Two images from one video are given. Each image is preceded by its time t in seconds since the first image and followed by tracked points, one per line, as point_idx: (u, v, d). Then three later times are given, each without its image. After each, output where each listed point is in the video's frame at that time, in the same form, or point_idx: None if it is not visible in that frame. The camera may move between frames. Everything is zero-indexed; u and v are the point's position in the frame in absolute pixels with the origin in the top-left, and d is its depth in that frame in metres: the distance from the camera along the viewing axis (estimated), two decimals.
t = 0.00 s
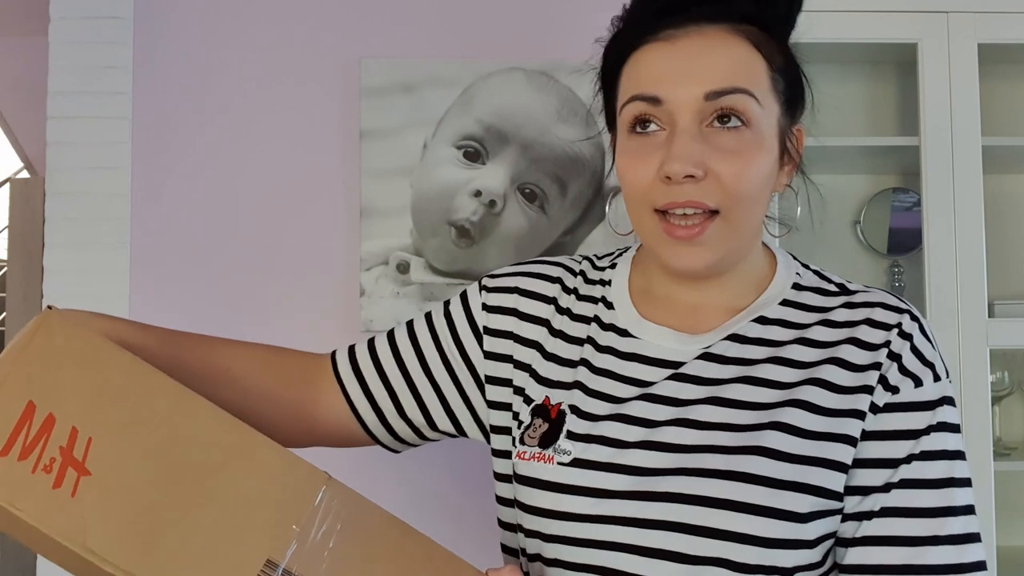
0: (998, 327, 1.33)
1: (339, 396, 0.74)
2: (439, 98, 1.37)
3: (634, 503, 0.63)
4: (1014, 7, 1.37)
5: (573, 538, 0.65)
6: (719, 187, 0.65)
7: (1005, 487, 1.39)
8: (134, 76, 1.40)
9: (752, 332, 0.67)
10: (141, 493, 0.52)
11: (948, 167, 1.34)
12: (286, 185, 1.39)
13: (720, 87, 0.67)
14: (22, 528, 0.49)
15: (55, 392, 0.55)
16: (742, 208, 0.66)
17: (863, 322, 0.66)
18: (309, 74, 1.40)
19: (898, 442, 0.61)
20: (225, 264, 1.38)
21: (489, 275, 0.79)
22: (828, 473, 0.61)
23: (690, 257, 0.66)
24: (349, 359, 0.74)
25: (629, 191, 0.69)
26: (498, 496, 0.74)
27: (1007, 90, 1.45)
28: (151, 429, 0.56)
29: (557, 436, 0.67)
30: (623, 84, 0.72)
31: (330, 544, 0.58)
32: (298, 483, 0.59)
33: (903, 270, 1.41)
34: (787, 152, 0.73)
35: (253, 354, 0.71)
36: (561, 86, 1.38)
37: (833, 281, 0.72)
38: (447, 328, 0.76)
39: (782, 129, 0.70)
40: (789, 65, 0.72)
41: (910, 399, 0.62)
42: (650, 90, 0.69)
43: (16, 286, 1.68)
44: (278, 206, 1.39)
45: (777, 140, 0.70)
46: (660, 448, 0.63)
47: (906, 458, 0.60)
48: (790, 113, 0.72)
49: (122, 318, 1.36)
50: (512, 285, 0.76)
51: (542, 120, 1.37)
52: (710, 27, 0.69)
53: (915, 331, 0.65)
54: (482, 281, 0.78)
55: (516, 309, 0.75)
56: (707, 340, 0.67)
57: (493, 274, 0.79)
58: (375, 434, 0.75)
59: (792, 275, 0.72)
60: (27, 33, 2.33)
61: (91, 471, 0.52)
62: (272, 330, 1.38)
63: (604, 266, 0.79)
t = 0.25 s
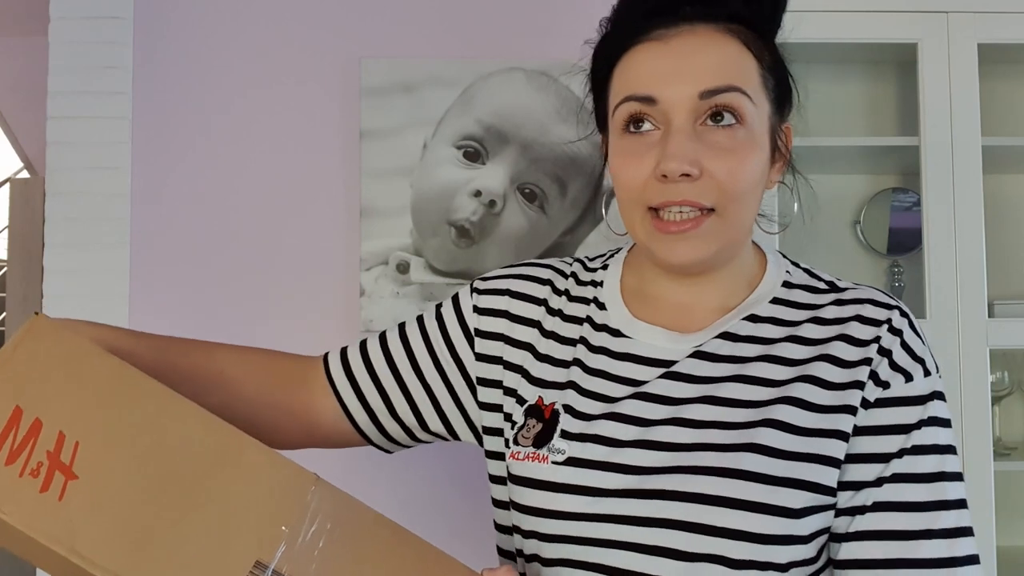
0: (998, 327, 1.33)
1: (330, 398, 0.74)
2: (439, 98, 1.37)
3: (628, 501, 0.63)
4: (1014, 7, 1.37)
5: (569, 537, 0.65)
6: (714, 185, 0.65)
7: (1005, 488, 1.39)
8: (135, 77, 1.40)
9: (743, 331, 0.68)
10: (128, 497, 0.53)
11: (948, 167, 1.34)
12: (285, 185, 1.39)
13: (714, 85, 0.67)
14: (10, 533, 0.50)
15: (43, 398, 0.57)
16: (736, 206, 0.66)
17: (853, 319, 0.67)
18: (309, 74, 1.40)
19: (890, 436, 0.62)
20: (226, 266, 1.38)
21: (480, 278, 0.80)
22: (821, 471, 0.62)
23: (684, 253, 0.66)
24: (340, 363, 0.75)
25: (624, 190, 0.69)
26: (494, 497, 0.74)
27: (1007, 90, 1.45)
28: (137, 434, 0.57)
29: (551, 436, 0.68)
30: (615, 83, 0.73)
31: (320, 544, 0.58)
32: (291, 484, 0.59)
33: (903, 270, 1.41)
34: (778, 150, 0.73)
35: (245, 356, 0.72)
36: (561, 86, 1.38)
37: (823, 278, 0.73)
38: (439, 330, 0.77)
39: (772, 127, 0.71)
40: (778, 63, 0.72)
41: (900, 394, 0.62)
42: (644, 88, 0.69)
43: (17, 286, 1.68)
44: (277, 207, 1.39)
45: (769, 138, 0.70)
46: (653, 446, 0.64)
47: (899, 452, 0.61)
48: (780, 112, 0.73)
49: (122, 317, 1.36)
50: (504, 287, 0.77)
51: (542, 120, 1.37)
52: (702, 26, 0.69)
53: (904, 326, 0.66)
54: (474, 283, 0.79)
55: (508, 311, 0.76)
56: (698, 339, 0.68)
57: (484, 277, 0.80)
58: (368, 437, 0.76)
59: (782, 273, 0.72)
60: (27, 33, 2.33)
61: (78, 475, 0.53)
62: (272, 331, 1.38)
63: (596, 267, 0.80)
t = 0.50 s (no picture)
0: (998, 327, 1.33)
1: (324, 394, 0.74)
2: (439, 98, 1.37)
3: (617, 497, 0.63)
4: (1014, 7, 1.37)
5: (560, 534, 0.65)
6: (689, 191, 0.66)
7: (1005, 487, 1.39)
8: (135, 76, 1.40)
9: (732, 330, 0.69)
10: (123, 511, 0.54)
11: (948, 167, 1.34)
12: (285, 185, 1.39)
13: (688, 92, 0.68)
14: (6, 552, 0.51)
15: (35, 413, 0.57)
16: (712, 209, 0.67)
17: (841, 316, 0.68)
18: (309, 74, 1.40)
19: (880, 434, 0.63)
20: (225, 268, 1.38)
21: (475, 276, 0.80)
22: (810, 467, 0.63)
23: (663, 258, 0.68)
24: (335, 357, 0.75)
25: (605, 196, 0.70)
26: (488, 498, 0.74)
27: (1007, 90, 1.45)
28: (129, 446, 0.57)
29: (542, 434, 0.68)
30: (597, 89, 0.73)
31: (320, 553, 0.59)
32: (287, 492, 0.60)
33: (903, 270, 1.41)
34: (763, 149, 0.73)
35: (236, 356, 0.72)
36: (562, 87, 1.38)
37: (812, 277, 0.74)
38: (434, 326, 0.77)
39: (753, 128, 0.71)
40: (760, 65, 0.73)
41: (888, 390, 0.63)
42: (621, 96, 0.70)
43: (17, 286, 1.68)
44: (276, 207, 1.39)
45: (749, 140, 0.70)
46: (643, 443, 0.65)
47: (889, 449, 0.62)
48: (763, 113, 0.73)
49: (122, 317, 1.36)
50: (498, 286, 0.77)
51: (542, 120, 1.37)
52: (679, 31, 0.69)
53: (892, 324, 0.67)
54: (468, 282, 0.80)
55: (503, 310, 0.76)
56: (687, 340, 0.69)
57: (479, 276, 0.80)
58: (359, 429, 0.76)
59: (772, 272, 0.73)
60: (27, 33, 2.33)
61: (72, 491, 0.54)
62: (273, 331, 1.38)
63: (590, 269, 0.80)
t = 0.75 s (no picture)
0: (998, 327, 1.33)
1: (318, 396, 0.74)
2: (439, 98, 1.37)
3: (613, 500, 0.64)
4: (1014, 7, 1.37)
5: (556, 536, 0.65)
6: (665, 196, 0.66)
7: (1005, 487, 1.39)
8: (134, 76, 1.40)
9: (728, 331, 0.69)
10: (115, 514, 0.54)
11: (948, 166, 1.34)
12: (283, 185, 1.39)
13: (664, 96, 0.68)
14: None
15: (26, 417, 0.57)
16: (691, 213, 0.67)
17: (837, 319, 0.68)
18: (309, 74, 1.40)
19: (875, 437, 0.63)
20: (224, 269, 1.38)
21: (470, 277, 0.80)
22: (805, 469, 0.63)
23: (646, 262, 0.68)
24: (329, 360, 0.75)
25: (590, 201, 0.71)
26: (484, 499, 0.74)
27: (1007, 90, 1.45)
28: (120, 449, 0.57)
29: (538, 436, 0.68)
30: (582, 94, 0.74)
31: (313, 557, 0.59)
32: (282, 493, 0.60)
33: (903, 270, 1.41)
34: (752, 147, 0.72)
35: (232, 358, 0.72)
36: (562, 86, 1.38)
37: (808, 278, 0.74)
38: (429, 328, 0.77)
39: (738, 128, 0.70)
40: (748, 64, 0.72)
41: (885, 394, 0.63)
42: (600, 101, 0.70)
43: (17, 286, 1.68)
44: (275, 209, 1.39)
45: (733, 139, 0.70)
46: (638, 445, 0.65)
47: (885, 452, 0.62)
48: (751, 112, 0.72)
49: (121, 317, 1.36)
50: (494, 286, 0.77)
51: (542, 120, 1.37)
52: (656, 36, 0.70)
53: (888, 327, 0.67)
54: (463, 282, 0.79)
55: (498, 311, 0.76)
56: (683, 340, 0.69)
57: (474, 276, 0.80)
58: (353, 431, 0.75)
59: (768, 274, 0.73)
60: (27, 33, 2.33)
61: (65, 495, 0.54)
62: (272, 331, 1.38)
63: (585, 269, 0.80)
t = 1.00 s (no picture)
0: (998, 327, 1.33)
1: (316, 396, 0.74)
2: (439, 98, 1.37)
3: (612, 500, 0.63)
4: (1014, 7, 1.37)
5: (555, 537, 0.65)
6: (659, 194, 0.66)
7: (1005, 487, 1.39)
8: (135, 76, 1.40)
9: (727, 332, 0.69)
10: (115, 509, 0.54)
11: (948, 166, 1.34)
12: (283, 185, 1.39)
13: (657, 95, 0.67)
14: None
15: (27, 412, 0.57)
16: (684, 212, 0.67)
17: (837, 320, 0.68)
18: (309, 74, 1.40)
19: (874, 438, 0.63)
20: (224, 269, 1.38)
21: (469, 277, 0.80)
22: (804, 469, 0.63)
23: (641, 260, 0.68)
24: (328, 360, 0.75)
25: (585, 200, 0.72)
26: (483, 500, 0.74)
27: (1008, 90, 1.45)
28: (120, 444, 0.57)
29: (537, 436, 0.68)
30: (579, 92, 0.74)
31: (312, 554, 0.59)
32: (283, 489, 0.60)
33: (903, 270, 1.41)
34: (747, 145, 0.72)
35: (232, 356, 0.72)
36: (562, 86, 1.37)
37: (807, 279, 0.74)
38: (428, 328, 0.77)
39: (732, 126, 0.70)
40: (744, 63, 0.72)
41: (884, 395, 0.63)
42: (594, 100, 0.70)
43: (17, 285, 1.68)
44: (275, 209, 1.39)
45: (727, 137, 0.70)
46: (638, 445, 0.65)
47: (883, 453, 0.62)
48: (746, 111, 0.72)
49: (121, 317, 1.36)
50: (493, 287, 0.77)
51: (541, 120, 1.37)
52: (650, 36, 0.70)
53: (887, 328, 0.67)
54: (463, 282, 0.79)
55: (497, 311, 0.76)
56: (681, 340, 0.69)
57: (473, 277, 0.80)
58: (352, 431, 0.75)
59: (767, 275, 0.73)
60: (26, 33, 2.33)
61: (64, 489, 0.54)
62: (272, 331, 1.38)
63: (584, 269, 0.80)
